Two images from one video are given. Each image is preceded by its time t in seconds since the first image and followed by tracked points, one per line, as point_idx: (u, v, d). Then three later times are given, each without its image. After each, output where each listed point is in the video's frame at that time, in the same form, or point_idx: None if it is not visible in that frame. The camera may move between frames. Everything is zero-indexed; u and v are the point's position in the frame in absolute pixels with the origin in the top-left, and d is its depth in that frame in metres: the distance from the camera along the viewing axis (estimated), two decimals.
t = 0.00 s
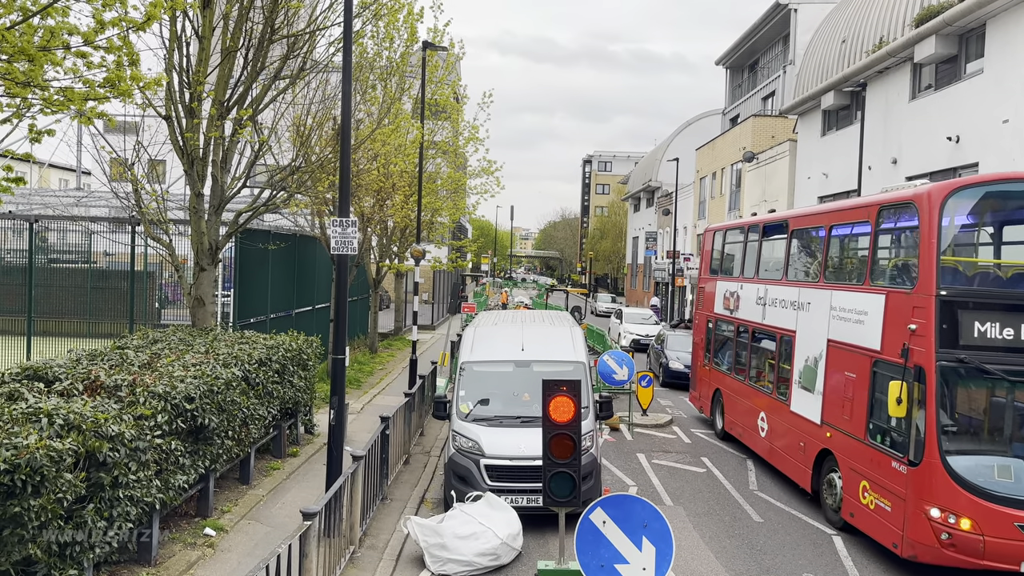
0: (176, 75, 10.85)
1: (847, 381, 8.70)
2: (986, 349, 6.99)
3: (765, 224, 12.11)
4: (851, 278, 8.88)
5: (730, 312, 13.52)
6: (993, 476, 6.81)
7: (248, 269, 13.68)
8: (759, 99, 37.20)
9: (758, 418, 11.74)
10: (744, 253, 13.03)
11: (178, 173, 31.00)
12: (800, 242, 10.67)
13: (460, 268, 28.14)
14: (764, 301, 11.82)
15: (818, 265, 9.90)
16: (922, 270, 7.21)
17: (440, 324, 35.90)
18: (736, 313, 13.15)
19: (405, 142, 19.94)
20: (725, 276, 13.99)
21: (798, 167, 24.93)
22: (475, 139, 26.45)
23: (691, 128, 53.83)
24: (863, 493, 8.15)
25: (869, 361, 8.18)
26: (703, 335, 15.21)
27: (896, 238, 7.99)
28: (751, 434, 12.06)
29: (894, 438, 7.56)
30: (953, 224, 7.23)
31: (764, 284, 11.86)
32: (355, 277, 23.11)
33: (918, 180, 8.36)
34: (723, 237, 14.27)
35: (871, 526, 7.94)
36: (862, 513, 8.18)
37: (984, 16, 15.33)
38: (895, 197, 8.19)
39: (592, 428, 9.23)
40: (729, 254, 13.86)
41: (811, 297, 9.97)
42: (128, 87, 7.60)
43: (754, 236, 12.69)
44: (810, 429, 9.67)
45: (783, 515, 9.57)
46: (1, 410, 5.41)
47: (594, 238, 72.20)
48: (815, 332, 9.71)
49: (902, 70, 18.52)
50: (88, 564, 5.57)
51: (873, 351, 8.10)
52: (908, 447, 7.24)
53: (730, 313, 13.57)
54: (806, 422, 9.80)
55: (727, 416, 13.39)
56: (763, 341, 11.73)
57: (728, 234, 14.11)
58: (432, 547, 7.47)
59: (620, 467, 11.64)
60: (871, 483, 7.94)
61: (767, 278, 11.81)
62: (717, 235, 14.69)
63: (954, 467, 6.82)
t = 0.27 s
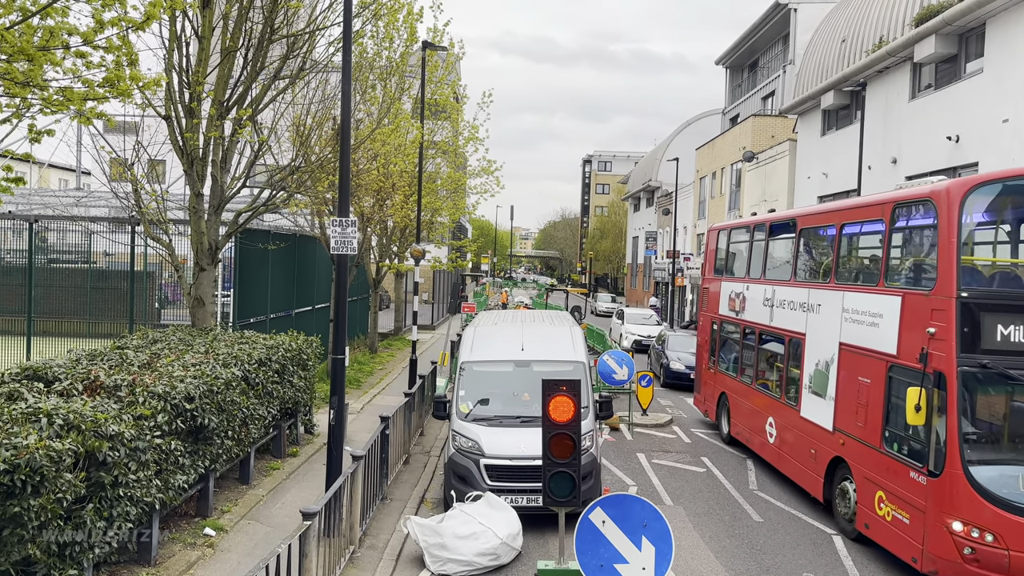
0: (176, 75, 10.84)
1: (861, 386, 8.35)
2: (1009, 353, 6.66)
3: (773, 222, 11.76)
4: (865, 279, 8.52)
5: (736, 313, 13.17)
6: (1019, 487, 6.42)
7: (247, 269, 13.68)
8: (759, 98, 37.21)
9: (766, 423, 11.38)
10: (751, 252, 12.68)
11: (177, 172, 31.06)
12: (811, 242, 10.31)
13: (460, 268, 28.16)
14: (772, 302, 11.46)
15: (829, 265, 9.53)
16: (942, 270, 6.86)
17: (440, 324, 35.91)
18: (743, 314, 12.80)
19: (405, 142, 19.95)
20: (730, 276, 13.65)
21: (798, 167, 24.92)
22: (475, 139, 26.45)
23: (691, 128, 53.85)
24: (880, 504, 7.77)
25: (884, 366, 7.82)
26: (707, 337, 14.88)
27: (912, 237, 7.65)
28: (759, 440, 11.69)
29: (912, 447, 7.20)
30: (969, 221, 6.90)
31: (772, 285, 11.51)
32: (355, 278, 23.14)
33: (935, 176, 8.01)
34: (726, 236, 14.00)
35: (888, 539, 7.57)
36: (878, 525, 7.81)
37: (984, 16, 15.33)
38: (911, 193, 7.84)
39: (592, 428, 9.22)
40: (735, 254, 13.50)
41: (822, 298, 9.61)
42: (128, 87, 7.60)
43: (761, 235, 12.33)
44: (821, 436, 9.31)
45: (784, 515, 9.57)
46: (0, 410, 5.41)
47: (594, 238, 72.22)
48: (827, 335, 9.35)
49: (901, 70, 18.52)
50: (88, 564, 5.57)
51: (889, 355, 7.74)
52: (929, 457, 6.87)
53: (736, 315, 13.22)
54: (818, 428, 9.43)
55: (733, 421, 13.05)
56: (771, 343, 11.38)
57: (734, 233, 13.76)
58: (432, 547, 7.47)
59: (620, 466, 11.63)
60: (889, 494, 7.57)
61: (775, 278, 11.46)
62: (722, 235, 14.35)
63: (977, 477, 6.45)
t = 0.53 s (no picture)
0: (176, 75, 10.84)
1: (875, 391, 8.00)
2: None
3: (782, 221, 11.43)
4: (878, 279, 8.19)
5: (743, 315, 12.85)
6: None
7: (248, 269, 13.68)
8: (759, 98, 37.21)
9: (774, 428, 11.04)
10: (758, 252, 12.36)
11: (177, 173, 31.10)
12: (821, 241, 9.98)
13: (460, 267, 28.18)
14: (780, 304, 11.14)
15: (840, 265, 9.19)
16: (961, 269, 6.51)
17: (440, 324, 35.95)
18: (750, 316, 12.47)
19: (405, 142, 19.97)
20: (736, 277, 13.35)
21: (798, 167, 24.93)
22: (475, 139, 26.48)
23: (691, 128, 53.88)
24: (898, 514, 7.40)
25: (899, 370, 7.48)
26: (713, 340, 14.56)
27: (929, 235, 7.29)
28: (767, 446, 11.34)
29: (932, 456, 6.83)
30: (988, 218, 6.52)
31: (780, 286, 11.19)
32: (355, 278, 23.16)
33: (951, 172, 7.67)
34: (731, 235, 13.71)
35: (907, 551, 7.20)
36: (896, 537, 7.44)
37: (984, 16, 15.33)
38: (926, 189, 7.50)
39: (592, 428, 9.22)
40: (741, 254, 13.19)
41: (833, 299, 9.26)
42: (128, 87, 7.61)
43: (768, 235, 12.02)
44: (833, 442, 8.96)
45: (784, 515, 9.57)
46: (1, 410, 5.42)
47: (594, 238, 72.26)
48: (838, 338, 9.01)
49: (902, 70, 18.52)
50: (87, 564, 5.57)
51: (905, 359, 7.37)
52: (950, 466, 6.51)
53: (743, 317, 12.89)
54: (829, 434, 9.08)
55: (739, 425, 12.71)
56: (780, 346, 11.07)
57: (740, 233, 13.45)
58: (432, 547, 7.47)
59: (620, 466, 11.64)
60: (907, 504, 7.20)
61: (783, 279, 11.14)
62: (727, 234, 14.04)
63: (1001, 487, 6.09)
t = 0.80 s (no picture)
0: (176, 75, 10.83)
1: (890, 397, 7.67)
2: None
3: (791, 220, 11.10)
4: (892, 280, 7.88)
5: (749, 317, 12.53)
6: None
7: (248, 269, 13.67)
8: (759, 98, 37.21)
9: (782, 434, 10.70)
10: (766, 252, 12.03)
11: (177, 174, 31.11)
12: (832, 240, 9.64)
13: (460, 267, 28.18)
14: (788, 305, 10.82)
15: (852, 266, 8.87)
16: (983, 268, 6.23)
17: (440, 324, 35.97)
18: (757, 318, 12.15)
19: (405, 142, 19.98)
20: (742, 278, 13.04)
21: (798, 167, 24.92)
22: (475, 139, 26.48)
23: (691, 128, 53.89)
24: (914, 526, 7.10)
25: (916, 375, 7.15)
26: (718, 342, 14.24)
27: (947, 234, 6.99)
28: (775, 452, 11.00)
29: (952, 465, 6.53)
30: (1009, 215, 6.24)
31: (788, 286, 10.87)
32: (356, 278, 23.17)
33: (969, 168, 7.38)
34: (736, 235, 13.41)
35: (924, 565, 6.90)
36: (912, 550, 7.13)
37: (984, 16, 15.33)
38: (944, 185, 7.18)
39: (592, 429, 9.22)
40: (747, 254, 12.87)
41: (845, 301, 8.93)
42: (128, 87, 7.60)
43: (775, 234, 11.69)
44: (845, 450, 8.62)
45: (784, 515, 9.57)
46: (1, 410, 5.41)
47: (594, 238, 72.27)
48: (850, 341, 8.69)
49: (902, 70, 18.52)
50: (87, 564, 5.57)
51: (922, 365, 7.06)
52: (971, 477, 6.23)
53: (749, 319, 12.57)
54: (840, 442, 8.76)
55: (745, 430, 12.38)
56: (788, 349, 10.74)
57: (746, 232, 13.12)
58: (432, 547, 7.47)
59: (620, 466, 11.64)
60: (925, 516, 6.90)
61: (792, 279, 10.82)
62: (733, 234, 13.72)
63: None
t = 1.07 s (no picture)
0: (176, 75, 10.83)
1: (905, 402, 7.31)
2: None
3: (800, 218, 10.73)
4: (908, 281, 7.52)
5: (756, 318, 12.17)
6: None
7: (248, 269, 13.67)
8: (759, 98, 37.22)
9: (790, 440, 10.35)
10: (774, 251, 11.67)
11: (177, 174, 31.13)
12: (843, 239, 9.28)
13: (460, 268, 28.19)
14: (797, 306, 10.47)
15: (865, 266, 8.53)
16: (1008, 267, 5.92)
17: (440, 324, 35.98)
18: (763, 320, 11.80)
19: (405, 142, 19.99)
20: (747, 279, 12.71)
21: (798, 167, 24.92)
22: (475, 139, 26.49)
23: (691, 128, 53.90)
24: (932, 539, 6.74)
25: (935, 381, 6.80)
26: (722, 344, 13.89)
27: (969, 232, 6.67)
28: (783, 458, 10.62)
29: (973, 476, 6.20)
30: None
31: (797, 287, 10.52)
32: (356, 278, 23.18)
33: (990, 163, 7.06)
34: (741, 235, 13.09)
35: None
36: (930, 564, 6.78)
37: (984, 16, 15.33)
38: (964, 181, 6.86)
39: (592, 429, 9.21)
40: (753, 254, 12.51)
41: (857, 303, 8.58)
42: (129, 87, 7.60)
43: (784, 233, 11.33)
44: (858, 457, 8.26)
45: (784, 515, 9.57)
46: (1, 410, 5.41)
47: (594, 238, 72.27)
48: (862, 344, 8.33)
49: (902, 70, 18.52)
50: (87, 564, 5.56)
51: (941, 370, 6.71)
52: (995, 489, 5.89)
53: (755, 320, 12.23)
54: (852, 448, 8.40)
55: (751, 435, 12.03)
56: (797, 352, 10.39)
57: (753, 231, 12.76)
58: (432, 547, 7.47)
59: (620, 467, 11.63)
60: (943, 529, 6.55)
61: (801, 280, 10.46)
62: (739, 233, 13.36)
63: None
